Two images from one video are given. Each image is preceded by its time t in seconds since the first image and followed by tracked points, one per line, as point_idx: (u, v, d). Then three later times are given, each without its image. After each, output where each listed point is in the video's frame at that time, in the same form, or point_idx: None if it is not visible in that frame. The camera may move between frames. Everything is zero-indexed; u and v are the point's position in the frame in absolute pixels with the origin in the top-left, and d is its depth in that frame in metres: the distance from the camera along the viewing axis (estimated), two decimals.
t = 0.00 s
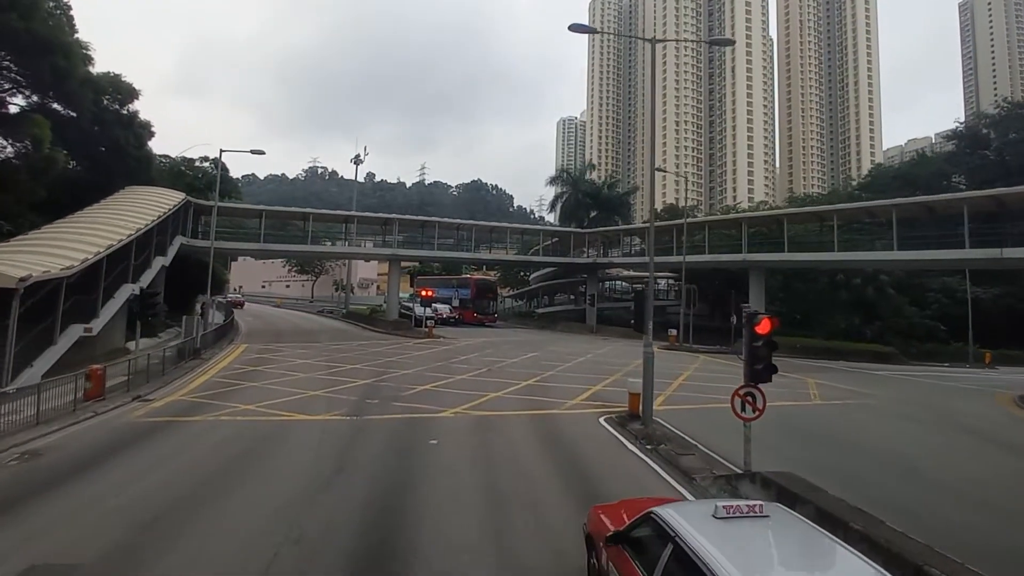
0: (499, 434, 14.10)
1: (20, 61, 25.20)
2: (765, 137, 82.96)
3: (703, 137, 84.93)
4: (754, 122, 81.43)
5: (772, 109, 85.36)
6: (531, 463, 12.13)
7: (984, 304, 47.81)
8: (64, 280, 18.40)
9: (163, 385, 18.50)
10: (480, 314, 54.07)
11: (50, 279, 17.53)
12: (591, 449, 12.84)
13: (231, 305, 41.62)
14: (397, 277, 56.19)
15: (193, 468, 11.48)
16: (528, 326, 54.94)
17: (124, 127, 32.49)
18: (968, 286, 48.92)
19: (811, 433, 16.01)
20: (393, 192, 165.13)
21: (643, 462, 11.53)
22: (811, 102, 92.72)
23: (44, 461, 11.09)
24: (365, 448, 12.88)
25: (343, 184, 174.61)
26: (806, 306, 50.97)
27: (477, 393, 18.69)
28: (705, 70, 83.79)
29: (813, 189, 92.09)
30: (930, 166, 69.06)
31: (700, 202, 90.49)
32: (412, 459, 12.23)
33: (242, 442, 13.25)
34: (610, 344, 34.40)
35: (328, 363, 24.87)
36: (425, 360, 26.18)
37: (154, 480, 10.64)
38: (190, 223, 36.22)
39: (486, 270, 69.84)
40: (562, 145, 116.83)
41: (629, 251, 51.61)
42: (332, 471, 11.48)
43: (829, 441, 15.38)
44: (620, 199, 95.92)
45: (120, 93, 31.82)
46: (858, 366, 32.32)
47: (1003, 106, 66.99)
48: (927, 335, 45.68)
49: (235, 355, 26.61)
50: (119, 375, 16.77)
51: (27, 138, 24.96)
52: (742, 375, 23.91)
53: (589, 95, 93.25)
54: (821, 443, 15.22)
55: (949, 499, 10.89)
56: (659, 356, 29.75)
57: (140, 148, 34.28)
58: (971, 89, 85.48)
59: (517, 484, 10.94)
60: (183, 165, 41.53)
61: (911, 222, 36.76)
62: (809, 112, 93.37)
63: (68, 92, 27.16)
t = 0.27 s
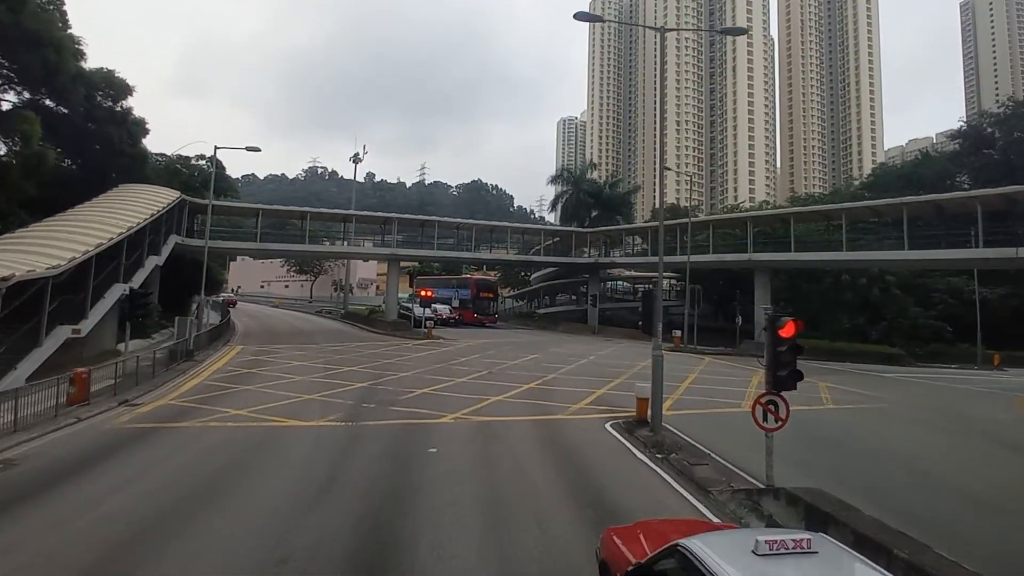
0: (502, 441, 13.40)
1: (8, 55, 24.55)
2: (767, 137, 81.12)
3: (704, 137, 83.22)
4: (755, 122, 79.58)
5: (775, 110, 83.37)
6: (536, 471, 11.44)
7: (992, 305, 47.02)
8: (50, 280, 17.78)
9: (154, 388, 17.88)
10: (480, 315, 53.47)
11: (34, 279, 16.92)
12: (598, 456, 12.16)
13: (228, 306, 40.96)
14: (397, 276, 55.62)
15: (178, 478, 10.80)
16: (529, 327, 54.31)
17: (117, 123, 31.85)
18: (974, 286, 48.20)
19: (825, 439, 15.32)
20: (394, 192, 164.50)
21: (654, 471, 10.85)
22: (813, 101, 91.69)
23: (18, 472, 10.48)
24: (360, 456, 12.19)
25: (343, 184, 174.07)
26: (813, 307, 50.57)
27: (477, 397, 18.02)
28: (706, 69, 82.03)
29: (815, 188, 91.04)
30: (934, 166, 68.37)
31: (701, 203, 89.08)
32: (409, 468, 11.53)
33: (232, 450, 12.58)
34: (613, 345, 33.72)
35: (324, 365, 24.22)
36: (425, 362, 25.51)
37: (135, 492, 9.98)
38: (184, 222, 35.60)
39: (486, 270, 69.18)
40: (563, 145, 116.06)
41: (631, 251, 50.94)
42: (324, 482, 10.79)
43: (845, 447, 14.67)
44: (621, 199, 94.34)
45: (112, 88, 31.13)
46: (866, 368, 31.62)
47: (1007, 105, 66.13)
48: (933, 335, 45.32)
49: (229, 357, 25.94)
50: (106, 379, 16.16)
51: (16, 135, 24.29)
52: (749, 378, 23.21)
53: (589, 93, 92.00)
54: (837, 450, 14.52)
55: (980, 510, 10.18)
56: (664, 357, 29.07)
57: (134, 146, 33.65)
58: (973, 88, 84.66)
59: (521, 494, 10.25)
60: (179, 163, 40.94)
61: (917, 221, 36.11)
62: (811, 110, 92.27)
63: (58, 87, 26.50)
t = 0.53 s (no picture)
0: (505, 448, 12.75)
1: None
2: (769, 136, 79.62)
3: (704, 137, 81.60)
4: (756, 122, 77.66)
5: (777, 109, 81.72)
6: (541, 480, 10.80)
7: (998, 306, 46.28)
8: (36, 280, 17.11)
9: (143, 392, 17.28)
10: (480, 315, 52.86)
11: (18, 278, 16.23)
12: (607, 464, 11.51)
13: (224, 306, 40.30)
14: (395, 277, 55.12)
15: (163, 487, 10.15)
16: (530, 327, 53.70)
17: (111, 120, 31.23)
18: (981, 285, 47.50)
19: (840, 446, 14.67)
20: (393, 192, 163.96)
21: (667, 480, 10.20)
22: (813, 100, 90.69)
23: None
24: (357, 462, 11.54)
25: (343, 184, 173.57)
26: (818, 305, 50.16)
27: (478, 401, 17.38)
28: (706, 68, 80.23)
29: (816, 189, 90.13)
30: (938, 165, 67.65)
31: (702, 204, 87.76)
32: (407, 474, 10.89)
33: (222, 456, 11.94)
34: (616, 347, 33.10)
35: (320, 367, 23.59)
36: (424, 364, 24.87)
37: (115, 502, 9.34)
38: (179, 220, 35.01)
39: (487, 270, 68.60)
40: (563, 144, 115.29)
41: (632, 251, 50.34)
42: (318, 488, 10.14)
43: (860, 453, 14.03)
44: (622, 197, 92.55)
45: (106, 84, 30.48)
46: (874, 370, 30.95)
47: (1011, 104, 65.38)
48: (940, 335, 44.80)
49: (224, 358, 25.27)
50: (92, 383, 15.55)
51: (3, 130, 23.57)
52: (757, 381, 22.53)
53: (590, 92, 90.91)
54: (853, 456, 13.87)
55: (1013, 521, 9.54)
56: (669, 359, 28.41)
57: (128, 143, 33.04)
58: (975, 88, 84.02)
59: (527, 505, 9.60)
60: (174, 161, 40.32)
61: (925, 220, 35.46)
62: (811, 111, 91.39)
63: (47, 81, 25.92)
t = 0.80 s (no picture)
0: (507, 454, 12.18)
1: None
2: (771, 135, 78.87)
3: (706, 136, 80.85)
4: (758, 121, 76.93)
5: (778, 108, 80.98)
6: (546, 489, 10.24)
7: (1005, 305, 45.63)
8: (22, 279, 16.57)
9: (133, 395, 16.73)
10: (481, 316, 52.29)
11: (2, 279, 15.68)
12: (616, 473, 10.93)
13: (221, 306, 39.70)
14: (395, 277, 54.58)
15: (146, 499, 9.54)
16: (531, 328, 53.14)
17: (105, 118, 30.70)
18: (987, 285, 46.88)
19: (855, 451, 14.10)
20: (394, 192, 163.37)
21: (680, 491, 9.63)
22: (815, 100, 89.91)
23: None
24: (353, 468, 10.96)
25: (343, 184, 173.01)
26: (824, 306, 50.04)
27: (478, 405, 16.79)
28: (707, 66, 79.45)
29: (818, 188, 89.30)
30: (943, 164, 67.07)
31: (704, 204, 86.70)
32: (406, 481, 10.31)
33: (211, 465, 11.36)
34: (619, 348, 32.54)
35: (317, 369, 23.01)
36: (423, 366, 24.30)
37: (93, 516, 8.74)
38: (174, 219, 34.49)
39: (487, 270, 68.05)
40: (564, 144, 114.68)
41: (634, 251, 49.75)
42: (311, 497, 9.55)
43: (876, 458, 13.47)
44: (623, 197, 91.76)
45: (99, 80, 29.98)
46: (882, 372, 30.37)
47: (1016, 102, 64.65)
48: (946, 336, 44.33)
49: (218, 360, 24.73)
50: (78, 387, 14.99)
51: None
52: (766, 383, 21.93)
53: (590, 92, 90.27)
54: (870, 462, 13.28)
55: None
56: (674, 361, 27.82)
57: (123, 142, 32.52)
58: (977, 87, 83.30)
59: (533, 516, 9.02)
60: (170, 159, 39.78)
61: (932, 218, 34.89)
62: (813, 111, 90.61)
63: (38, 76, 25.47)
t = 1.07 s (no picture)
0: (510, 460, 11.61)
1: None
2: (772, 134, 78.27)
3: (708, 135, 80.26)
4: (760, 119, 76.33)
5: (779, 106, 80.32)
6: (551, 498, 9.71)
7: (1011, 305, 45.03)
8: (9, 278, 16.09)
9: (124, 398, 16.23)
10: (482, 316, 51.76)
11: None
12: (626, 480, 10.36)
13: (218, 305, 39.20)
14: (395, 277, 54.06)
15: (130, 508, 9.05)
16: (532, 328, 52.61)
17: (99, 115, 30.26)
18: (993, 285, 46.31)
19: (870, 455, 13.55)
20: (394, 192, 162.86)
21: (694, 501, 9.10)
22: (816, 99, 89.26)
23: None
24: (348, 474, 10.41)
25: (343, 184, 172.52)
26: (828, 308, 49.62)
27: (478, 408, 16.26)
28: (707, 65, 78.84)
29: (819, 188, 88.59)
30: (945, 162, 65.48)
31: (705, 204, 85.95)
32: (404, 488, 9.74)
33: (200, 473, 10.79)
34: (621, 349, 32.04)
35: (313, 371, 22.49)
36: (422, 367, 23.77)
37: (67, 529, 8.16)
38: (170, 218, 34.04)
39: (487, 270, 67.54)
40: (564, 144, 114.11)
41: (636, 250, 49.24)
42: (303, 507, 8.98)
43: (893, 463, 12.92)
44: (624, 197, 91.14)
45: (93, 76, 29.53)
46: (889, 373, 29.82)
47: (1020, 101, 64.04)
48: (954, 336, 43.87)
49: (213, 361, 24.22)
50: (65, 391, 14.48)
51: None
52: (774, 385, 21.38)
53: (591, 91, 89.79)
54: (888, 468, 12.71)
55: None
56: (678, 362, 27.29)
57: (119, 140, 32.07)
58: (979, 86, 82.68)
59: (537, 525, 8.45)
60: (166, 157, 39.31)
61: (937, 217, 34.38)
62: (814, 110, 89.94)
63: (29, 71, 25.06)
